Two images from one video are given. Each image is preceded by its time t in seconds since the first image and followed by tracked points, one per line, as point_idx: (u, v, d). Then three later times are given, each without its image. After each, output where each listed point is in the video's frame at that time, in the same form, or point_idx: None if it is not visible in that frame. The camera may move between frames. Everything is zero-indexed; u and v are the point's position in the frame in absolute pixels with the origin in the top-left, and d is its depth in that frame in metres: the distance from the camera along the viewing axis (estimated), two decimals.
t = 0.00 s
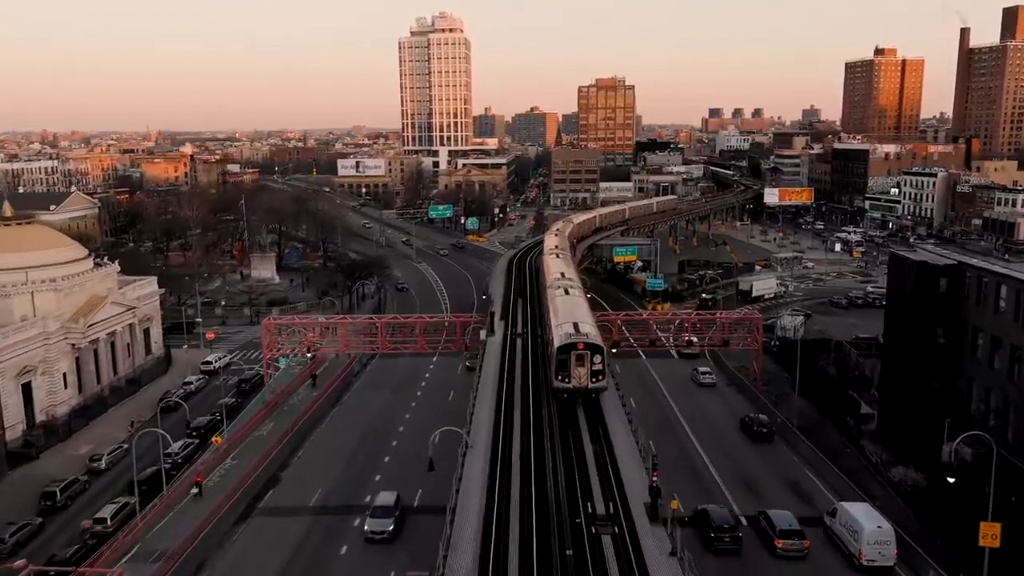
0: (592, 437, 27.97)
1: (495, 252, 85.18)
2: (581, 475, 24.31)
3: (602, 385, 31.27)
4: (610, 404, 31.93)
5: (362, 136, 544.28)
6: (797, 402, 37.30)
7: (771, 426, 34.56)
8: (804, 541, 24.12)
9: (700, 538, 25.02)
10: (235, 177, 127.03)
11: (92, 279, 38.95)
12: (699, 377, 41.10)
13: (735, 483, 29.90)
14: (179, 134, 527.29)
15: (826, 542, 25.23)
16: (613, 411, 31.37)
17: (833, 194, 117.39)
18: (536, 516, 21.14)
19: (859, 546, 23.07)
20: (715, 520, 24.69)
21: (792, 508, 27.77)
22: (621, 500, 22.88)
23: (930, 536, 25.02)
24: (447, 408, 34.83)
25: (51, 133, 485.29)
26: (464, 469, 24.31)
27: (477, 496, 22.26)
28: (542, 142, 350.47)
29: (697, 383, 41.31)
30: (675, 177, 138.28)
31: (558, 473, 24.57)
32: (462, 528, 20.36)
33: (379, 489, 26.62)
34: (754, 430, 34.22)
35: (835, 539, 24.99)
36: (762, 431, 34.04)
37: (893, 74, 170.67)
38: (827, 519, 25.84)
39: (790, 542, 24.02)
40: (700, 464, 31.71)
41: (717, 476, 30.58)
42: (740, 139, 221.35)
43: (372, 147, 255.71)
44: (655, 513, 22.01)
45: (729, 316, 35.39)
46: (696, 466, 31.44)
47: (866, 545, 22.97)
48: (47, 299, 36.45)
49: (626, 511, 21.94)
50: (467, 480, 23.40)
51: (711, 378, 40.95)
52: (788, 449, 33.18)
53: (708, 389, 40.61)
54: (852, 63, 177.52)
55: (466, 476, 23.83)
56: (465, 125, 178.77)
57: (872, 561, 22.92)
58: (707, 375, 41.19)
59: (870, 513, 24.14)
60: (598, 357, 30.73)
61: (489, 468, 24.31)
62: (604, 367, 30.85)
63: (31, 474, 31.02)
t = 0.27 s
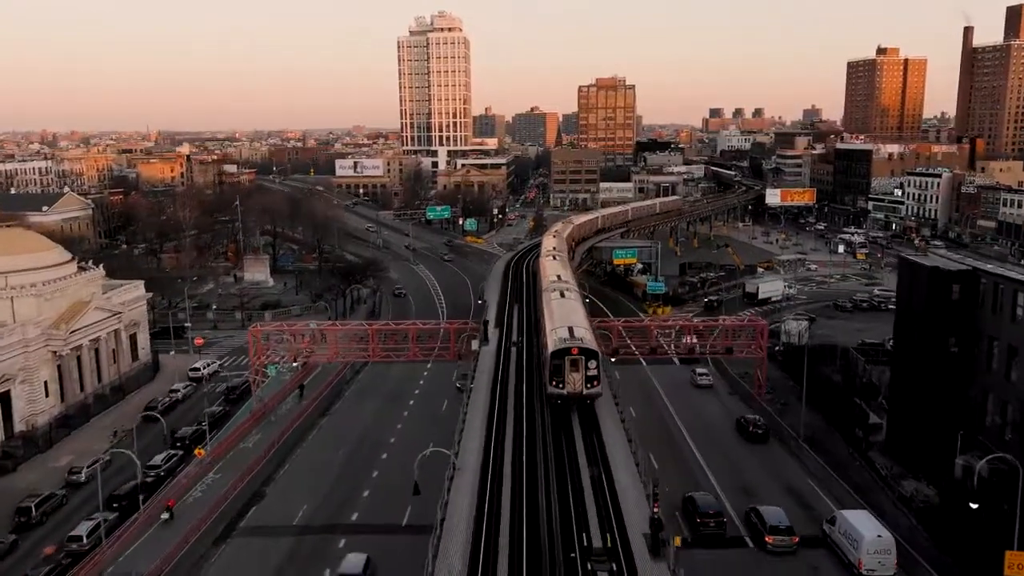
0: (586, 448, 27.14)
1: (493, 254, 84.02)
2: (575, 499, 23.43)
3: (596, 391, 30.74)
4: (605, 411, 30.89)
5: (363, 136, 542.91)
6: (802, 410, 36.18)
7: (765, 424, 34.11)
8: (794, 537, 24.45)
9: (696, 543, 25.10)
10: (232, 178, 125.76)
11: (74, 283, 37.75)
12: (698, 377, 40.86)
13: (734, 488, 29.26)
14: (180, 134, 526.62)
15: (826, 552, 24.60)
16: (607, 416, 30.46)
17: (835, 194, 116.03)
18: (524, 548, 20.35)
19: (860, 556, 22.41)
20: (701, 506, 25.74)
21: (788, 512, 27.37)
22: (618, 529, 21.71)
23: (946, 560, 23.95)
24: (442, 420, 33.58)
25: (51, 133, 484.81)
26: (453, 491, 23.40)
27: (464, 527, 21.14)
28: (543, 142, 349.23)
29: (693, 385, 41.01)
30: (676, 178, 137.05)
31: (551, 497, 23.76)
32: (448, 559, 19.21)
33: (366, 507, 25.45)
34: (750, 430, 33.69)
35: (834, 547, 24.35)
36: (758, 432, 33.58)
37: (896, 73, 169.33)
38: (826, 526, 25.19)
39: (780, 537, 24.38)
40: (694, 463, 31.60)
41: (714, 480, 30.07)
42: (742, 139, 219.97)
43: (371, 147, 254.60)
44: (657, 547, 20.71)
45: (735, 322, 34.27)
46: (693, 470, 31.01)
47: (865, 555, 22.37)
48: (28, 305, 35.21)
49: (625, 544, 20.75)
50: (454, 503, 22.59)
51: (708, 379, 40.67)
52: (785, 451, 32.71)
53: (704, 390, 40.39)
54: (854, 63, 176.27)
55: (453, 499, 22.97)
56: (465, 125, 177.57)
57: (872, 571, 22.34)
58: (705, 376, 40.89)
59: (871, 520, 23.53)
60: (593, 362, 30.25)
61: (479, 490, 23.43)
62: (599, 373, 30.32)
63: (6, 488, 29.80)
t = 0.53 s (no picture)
0: (586, 463, 25.99)
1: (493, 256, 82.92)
2: (574, 519, 22.30)
3: (595, 398, 30.05)
4: (605, 420, 29.83)
5: (363, 136, 541.58)
6: (810, 419, 35.09)
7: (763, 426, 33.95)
8: (788, 532, 24.83)
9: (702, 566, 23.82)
10: (230, 178, 124.54)
11: (59, 287, 36.62)
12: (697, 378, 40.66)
13: (732, 488, 29.26)
14: (180, 135, 526.21)
15: (827, 559, 24.18)
16: (606, 423, 29.57)
17: (839, 194, 114.78)
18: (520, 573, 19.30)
19: (865, 565, 21.90)
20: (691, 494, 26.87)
21: (782, 507, 27.70)
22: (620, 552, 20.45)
23: None
24: (439, 433, 32.29)
25: (52, 133, 483.73)
26: (444, 510, 22.38)
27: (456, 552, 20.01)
28: (543, 142, 347.94)
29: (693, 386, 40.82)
30: (678, 178, 135.90)
31: (548, 515, 22.71)
32: None
33: (357, 527, 24.26)
34: (747, 431, 33.55)
35: (836, 554, 23.91)
36: (754, 432, 33.43)
37: (899, 73, 168.09)
38: (828, 533, 24.67)
39: (775, 532, 24.75)
40: (690, 462, 31.85)
41: (711, 479, 30.16)
42: (744, 139, 218.70)
43: (371, 147, 253.51)
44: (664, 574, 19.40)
45: (741, 329, 33.21)
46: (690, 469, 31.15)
47: (868, 563, 21.93)
48: (10, 311, 33.98)
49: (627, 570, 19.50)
50: (447, 524, 21.68)
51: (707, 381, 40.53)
52: (781, 450, 32.66)
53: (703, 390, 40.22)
54: (857, 62, 174.96)
55: (445, 522, 22.04)
56: (465, 125, 176.35)
57: None
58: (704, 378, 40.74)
59: (876, 528, 23.03)
60: (591, 368, 29.69)
61: (472, 507, 22.59)
62: (598, 379, 29.87)
63: None
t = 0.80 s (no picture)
0: (587, 474, 24.67)
1: (493, 257, 81.80)
2: (575, 537, 20.94)
3: (595, 405, 28.74)
4: (607, 428, 28.38)
5: (363, 136, 540.34)
6: (823, 430, 33.71)
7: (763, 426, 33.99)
8: (785, 528, 25.29)
9: None
10: (227, 179, 123.31)
11: (42, 292, 35.40)
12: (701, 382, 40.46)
13: (731, 487, 29.49)
14: (180, 135, 526.17)
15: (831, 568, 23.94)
16: (608, 430, 28.12)
17: (842, 195, 113.58)
18: None
19: (868, 574, 21.89)
20: (683, 482, 28.07)
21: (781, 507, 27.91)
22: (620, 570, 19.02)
23: None
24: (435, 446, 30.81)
25: (52, 133, 482.62)
26: (439, 527, 20.99)
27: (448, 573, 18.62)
28: (543, 142, 346.84)
29: (695, 388, 40.49)
30: (679, 178, 134.75)
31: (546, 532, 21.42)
32: None
33: (346, 549, 22.96)
34: (744, 432, 33.72)
35: (838, 561, 23.87)
36: (753, 433, 33.46)
37: (902, 72, 166.82)
38: (832, 541, 24.64)
39: (772, 528, 25.24)
40: (689, 459, 32.19)
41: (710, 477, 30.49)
42: (745, 139, 217.47)
43: (370, 147, 252.37)
44: None
45: (749, 336, 31.80)
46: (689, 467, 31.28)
47: (873, 572, 21.82)
48: None
49: None
50: (439, 539, 20.41)
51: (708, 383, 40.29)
52: (779, 450, 32.74)
53: (703, 394, 39.98)
54: (859, 62, 173.78)
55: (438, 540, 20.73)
56: (465, 124, 175.07)
57: None
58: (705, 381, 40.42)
59: (880, 535, 23.04)
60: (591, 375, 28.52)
61: (468, 521, 21.33)
62: (599, 385, 28.62)
63: None
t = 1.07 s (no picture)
0: (587, 489, 23.55)
1: (492, 260, 80.68)
2: (574, 556, 19.83)
3: (596, 413, 27.82)
4: (608, 440, 27.33)
5: (363, 137, 539.02)
6: (833, 442, 32.46)
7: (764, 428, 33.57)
8: (780, 525, 25.34)
9: None
10: (224, 179, 122.03)
11: (25, 299, 34.19)
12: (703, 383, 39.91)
13: (729, 486, 29.42)
14: (179, 134, 525.03)
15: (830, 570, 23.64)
16: (608, 440, 27.28)
17: (845, 195, 112.39)
18: None
19: None
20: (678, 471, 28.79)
21: (779, 507, 27.76)
22: None
23: None
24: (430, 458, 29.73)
25: (51, 133, 481.26)
26: (431, 549, 19.93)
27: None
28: (543, 142, 345.66)
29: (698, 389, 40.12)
30: (680, 179, 133.58)
31: (545, 550, 20.26)
32: None
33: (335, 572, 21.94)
34: (744, 433, 33.28)
35: (842, 569, 23.29)
36: (753, 435, 33.04)
37: (904, 72, 165.61)
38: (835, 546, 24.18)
39: (768, 525, 25.33)
40: (688, 458, 31.97)
41: (709, 476, 30.33)
42: (746, 139, 216.27)
43: (369, 147, 251.05)
44: None
45: (756, 342, 30.61)
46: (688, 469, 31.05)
47: None
48: None
49: None
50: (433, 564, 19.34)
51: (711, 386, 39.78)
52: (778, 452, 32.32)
53: (705, 396, 39.29)
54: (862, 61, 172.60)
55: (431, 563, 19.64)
56: (464, 124, 173.89)
57: None
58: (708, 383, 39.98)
59: (884, 541, 22.56)
60: (592, 382, 27.50)
61: (462, 548, 20.25)
62: (600, 393, 27.64)
63: None
